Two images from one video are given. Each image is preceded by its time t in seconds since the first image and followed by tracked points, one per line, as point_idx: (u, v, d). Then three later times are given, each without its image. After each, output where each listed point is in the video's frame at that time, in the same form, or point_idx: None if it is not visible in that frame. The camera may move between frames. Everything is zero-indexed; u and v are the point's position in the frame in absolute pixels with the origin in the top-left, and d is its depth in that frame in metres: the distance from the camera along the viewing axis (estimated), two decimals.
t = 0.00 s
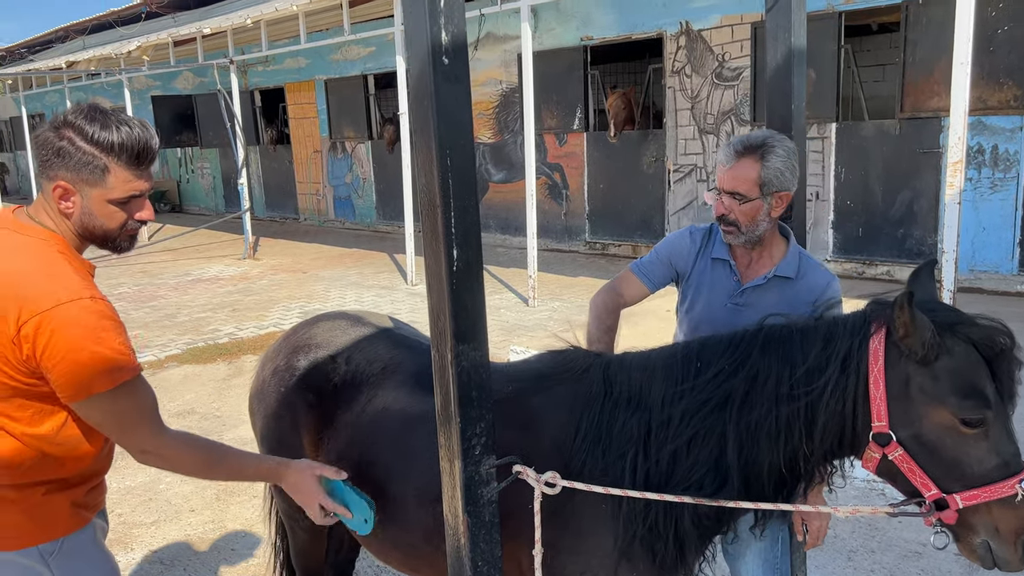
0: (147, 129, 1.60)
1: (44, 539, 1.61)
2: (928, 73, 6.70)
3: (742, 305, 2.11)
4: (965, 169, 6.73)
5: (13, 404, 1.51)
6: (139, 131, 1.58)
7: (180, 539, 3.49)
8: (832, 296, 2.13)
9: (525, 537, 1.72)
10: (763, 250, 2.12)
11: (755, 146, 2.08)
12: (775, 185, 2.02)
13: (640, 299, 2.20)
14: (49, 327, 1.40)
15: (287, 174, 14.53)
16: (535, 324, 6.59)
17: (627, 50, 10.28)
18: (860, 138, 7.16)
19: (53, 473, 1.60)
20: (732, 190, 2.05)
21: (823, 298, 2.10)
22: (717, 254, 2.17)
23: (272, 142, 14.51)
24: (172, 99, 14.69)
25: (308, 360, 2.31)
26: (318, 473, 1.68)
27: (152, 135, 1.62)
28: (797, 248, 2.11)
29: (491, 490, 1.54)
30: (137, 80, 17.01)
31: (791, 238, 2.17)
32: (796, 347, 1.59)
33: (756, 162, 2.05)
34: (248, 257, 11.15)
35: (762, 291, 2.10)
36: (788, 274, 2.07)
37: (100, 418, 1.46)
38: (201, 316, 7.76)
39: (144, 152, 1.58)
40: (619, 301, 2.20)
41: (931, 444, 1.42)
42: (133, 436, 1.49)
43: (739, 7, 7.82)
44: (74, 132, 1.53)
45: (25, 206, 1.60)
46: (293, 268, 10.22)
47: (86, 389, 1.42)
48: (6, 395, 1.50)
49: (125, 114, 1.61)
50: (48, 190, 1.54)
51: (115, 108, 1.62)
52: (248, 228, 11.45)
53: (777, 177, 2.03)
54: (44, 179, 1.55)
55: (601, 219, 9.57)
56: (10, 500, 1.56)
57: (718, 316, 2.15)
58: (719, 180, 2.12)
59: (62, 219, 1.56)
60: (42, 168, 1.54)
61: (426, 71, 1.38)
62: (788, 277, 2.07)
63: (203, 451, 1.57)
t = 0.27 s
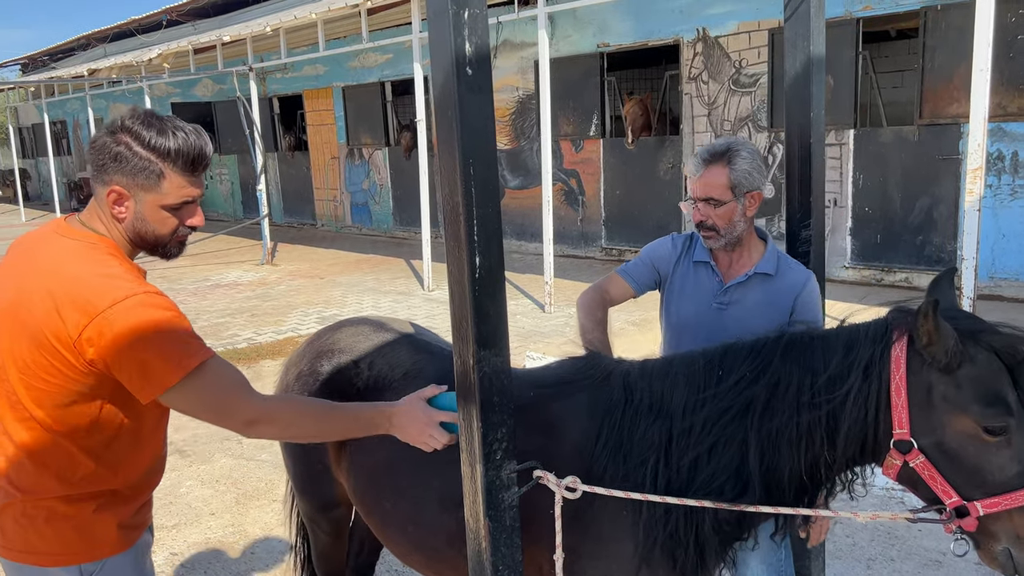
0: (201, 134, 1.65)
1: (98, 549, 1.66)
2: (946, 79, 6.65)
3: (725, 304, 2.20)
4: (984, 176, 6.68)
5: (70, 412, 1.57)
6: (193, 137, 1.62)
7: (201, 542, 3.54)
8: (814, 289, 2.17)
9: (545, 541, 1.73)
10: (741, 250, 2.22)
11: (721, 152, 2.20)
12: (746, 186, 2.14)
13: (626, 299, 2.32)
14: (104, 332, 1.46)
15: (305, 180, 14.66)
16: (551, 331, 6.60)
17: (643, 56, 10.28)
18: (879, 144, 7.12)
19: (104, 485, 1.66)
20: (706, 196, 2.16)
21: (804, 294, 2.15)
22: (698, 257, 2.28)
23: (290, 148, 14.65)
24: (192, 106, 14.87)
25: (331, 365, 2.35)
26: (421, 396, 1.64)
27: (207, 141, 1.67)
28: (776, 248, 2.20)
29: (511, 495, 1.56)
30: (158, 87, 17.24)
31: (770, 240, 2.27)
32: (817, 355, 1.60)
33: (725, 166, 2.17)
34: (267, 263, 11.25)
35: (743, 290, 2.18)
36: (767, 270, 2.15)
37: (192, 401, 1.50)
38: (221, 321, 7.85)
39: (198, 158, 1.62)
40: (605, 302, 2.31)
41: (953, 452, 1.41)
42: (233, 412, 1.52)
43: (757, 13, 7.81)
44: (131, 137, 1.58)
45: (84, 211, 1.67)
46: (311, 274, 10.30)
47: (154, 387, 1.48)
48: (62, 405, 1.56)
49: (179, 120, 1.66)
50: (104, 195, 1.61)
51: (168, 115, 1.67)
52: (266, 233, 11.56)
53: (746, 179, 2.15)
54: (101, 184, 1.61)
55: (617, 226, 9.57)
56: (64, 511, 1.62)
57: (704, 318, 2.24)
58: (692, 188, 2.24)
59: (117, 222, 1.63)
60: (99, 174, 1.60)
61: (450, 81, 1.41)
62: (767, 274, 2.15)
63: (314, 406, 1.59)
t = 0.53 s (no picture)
0: (267, 145, 1.65)
1: (165, 552, 1.67)
2: (964, 84, 6.60)
3: (690, 308, 2.34)
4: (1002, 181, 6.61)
5: (135, 418, 1.58)
6: (260, 148, 1.63)
7: (216, 544, 3.57)
8: (773, 290, 2.32)
9: (558, 545, 1.74)
10: (701, 256, 2.37)
11: (673, 166, 2.37)
12: (699, 195, 2.30)
13: (602, 311, 2.46)
14: (170, 342, 1.47)
15: (321, 185, 14.77)
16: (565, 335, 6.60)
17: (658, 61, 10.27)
18: (895, 149, 7.07)
19: (169, 486, 1.67)
20: (663, 208, 2.33)
21: (762, 294, 2.30)
22: (663, 266, 2.44)
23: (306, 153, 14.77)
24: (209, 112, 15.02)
25: (348, 369, 2.38)
26: (409, 440, 1.80)
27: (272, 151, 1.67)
28: (734, 252, 2.36)
29: (524, 499, 1.56)
30: (176, 93, 17.45)
31: (731, 247, 2.42)
32: (831, 361, 1.60)
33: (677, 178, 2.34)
34: (283, 267, 11.34)
35: (705, 293, 2.33)
36: (727, 275, 2.31)
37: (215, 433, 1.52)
38: (237, 325, 7.92)
39: (265, 170, 1.63)
40: (581, 315, 2.47)
41: (968, 459, 1.40)
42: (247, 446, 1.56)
43: (772, 18, 7.79)
44: (201, 148, 1.58)
45: (145, 218, 1.68)
46: (326, 278, 10.37)
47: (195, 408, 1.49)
48: (122, 412, 1.56)
49: (244, 130, 1.66)
50: (169, 204, 1.61)
51: (235, 124, 1.67)
52: (281, 238, 11.65)
53: (699, 188, 2.31)
54: (166, 194, 1.61)
55: (631, 231, 9.56)
56: (127, 516, 1.62)
57: (671, 322, 2.39)
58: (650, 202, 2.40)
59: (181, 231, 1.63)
60: (165, 184, 1.60)
61: (464, 89, 1.43)
62: (727, 277, 2.31)
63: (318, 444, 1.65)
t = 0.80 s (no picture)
0: (328, 168, 1.65)
1: (210, 559, 1.68)
2: (976, 88, 6.57)
3: (679, 309, 2.38)
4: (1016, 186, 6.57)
5: (185, 428, 1.57)
6: (321, 171, 1.63)
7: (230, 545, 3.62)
8: (760, 292, 2.35)
9: (566, 549, 1.76)
10: (688, 259, 2.39)
11: (655, 172, 2.37)
12: (685, 200, 2.29)
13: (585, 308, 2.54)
14: (229, 357, 1.47)
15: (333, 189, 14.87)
16: (575, 339, 6.63)
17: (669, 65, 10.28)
18: (907, 153, 7.05)
19: (213, 494, 1.67)
20: (649, 215, 2.32)
21: (748, 295, 2.34)
22: (651, 268, 2.49)
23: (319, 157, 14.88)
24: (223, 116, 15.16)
25: (359, 373, 2.42)
26: (377, 487, 1.96)
27: (332, 173, 1.66)
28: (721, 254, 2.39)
29: (531, 503, 1.59)
30: (190, 97, 17.62)
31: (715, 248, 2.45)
32: (838, 370, 1.61)
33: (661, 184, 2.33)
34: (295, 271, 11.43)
35: (693, 294, 2.37)
36: (714, 275, 2.35)
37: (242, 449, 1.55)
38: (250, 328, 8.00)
39: (326, 195, 1.62)
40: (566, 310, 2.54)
41: (972, 468, 1.41)
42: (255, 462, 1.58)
43: (783, 22, 7.78)
44: (268, 170, 1.57)
45: (201, 227, 1.66)
46: (338, 281, 10.44)
47: (235, 424, 1.51)
48: (170, 424, 1.55)
49: (305, 150, 1.65)
50: (230, 222, 1.59)
51: (295, 143, 1.65)
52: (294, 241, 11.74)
53: (684, 193, 2.30)
54: (226, 211, 1.59)
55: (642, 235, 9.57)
56: (173, 524, 1.62)
57: (660, 323, 2.42)
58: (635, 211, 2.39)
59: (238, 249, 1.61)
60: (226, 201, 1.58)
61: (474, 101, 1.46)
62: (714, 278, 2.35)
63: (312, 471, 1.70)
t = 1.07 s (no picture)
0: (347, 168, 1.70)
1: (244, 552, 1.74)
2: (984, 92, 6.57)
3: (671, 311, 2.44)
4: None
5: (212, 426, 1.63)
6: (339, 171, 1.68)
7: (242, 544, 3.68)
8: (751, 294, 2.35)
9: (572, 546, 1.81)
10: (681, 261, 2.44)
11: (646, 177, 2.43)
12: (674, 203, 2.34)
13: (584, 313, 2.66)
14: (245, 356, 1.50)
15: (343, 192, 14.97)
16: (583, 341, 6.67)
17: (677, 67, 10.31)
18: (914, 156, 7.06)
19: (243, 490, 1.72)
20: (640, 218, 2.38)
21: (738, 297, 2.35)
22: (648, 272, 2.57)
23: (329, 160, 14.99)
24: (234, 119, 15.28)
25: (372, 374, 2.47)
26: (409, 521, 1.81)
27: (351, 174, 1.72)
28: (715, 258, 2.43)
29: (538, 500, 1.64)
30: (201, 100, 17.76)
31: (710, 251, 2.49)
32: (835, 371, 1.66)
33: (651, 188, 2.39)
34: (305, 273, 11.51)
35: (684, 296, 2.42)
36: (704, 278, 2.39)
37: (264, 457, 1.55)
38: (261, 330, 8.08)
39: (346, 194, 1.68)
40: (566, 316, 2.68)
41: (967, 468, 1.45)
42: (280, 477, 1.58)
43: (791, 26, 7.81)
44: (289, 170, 1.62)
45: (221, 227, 1.71)
46: (348, 283, 10.52)
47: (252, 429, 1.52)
48: (196, 423, 1.61)
49: (324, 151, 1.70)
50: (252, 220, 1.64)
51: (315, 144, 1.71)
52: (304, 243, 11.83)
53: (673, 195, 2.35)
54: (249, 210, 1.64)
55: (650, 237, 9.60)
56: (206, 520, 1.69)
57: (654, 326, 2.48)
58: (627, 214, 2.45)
59: (259, 246, 1.67)
60: (249, 200, 1.63)
61: (482, 111, 1.51)
62: (704, 281, 2.39)
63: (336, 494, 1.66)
